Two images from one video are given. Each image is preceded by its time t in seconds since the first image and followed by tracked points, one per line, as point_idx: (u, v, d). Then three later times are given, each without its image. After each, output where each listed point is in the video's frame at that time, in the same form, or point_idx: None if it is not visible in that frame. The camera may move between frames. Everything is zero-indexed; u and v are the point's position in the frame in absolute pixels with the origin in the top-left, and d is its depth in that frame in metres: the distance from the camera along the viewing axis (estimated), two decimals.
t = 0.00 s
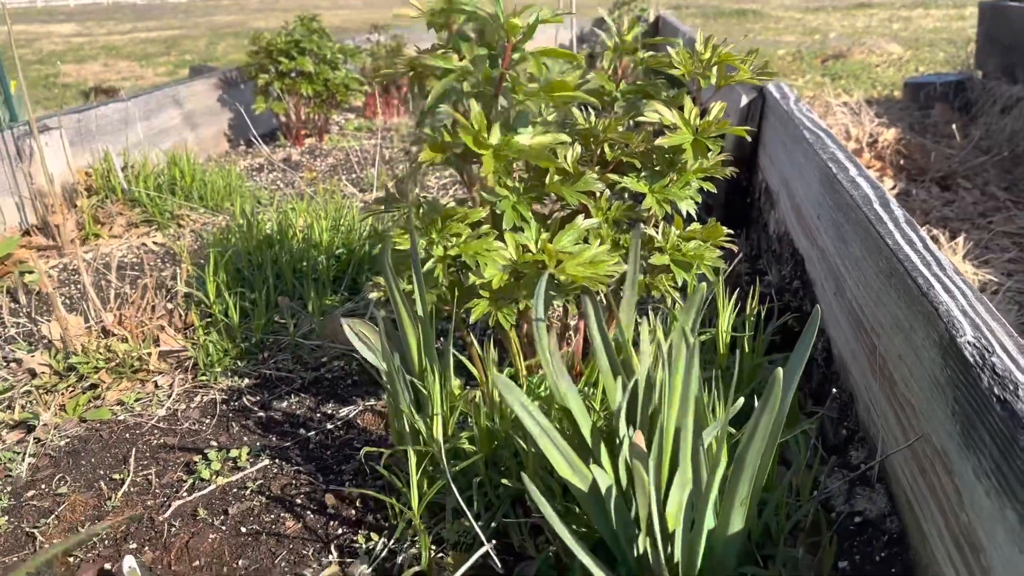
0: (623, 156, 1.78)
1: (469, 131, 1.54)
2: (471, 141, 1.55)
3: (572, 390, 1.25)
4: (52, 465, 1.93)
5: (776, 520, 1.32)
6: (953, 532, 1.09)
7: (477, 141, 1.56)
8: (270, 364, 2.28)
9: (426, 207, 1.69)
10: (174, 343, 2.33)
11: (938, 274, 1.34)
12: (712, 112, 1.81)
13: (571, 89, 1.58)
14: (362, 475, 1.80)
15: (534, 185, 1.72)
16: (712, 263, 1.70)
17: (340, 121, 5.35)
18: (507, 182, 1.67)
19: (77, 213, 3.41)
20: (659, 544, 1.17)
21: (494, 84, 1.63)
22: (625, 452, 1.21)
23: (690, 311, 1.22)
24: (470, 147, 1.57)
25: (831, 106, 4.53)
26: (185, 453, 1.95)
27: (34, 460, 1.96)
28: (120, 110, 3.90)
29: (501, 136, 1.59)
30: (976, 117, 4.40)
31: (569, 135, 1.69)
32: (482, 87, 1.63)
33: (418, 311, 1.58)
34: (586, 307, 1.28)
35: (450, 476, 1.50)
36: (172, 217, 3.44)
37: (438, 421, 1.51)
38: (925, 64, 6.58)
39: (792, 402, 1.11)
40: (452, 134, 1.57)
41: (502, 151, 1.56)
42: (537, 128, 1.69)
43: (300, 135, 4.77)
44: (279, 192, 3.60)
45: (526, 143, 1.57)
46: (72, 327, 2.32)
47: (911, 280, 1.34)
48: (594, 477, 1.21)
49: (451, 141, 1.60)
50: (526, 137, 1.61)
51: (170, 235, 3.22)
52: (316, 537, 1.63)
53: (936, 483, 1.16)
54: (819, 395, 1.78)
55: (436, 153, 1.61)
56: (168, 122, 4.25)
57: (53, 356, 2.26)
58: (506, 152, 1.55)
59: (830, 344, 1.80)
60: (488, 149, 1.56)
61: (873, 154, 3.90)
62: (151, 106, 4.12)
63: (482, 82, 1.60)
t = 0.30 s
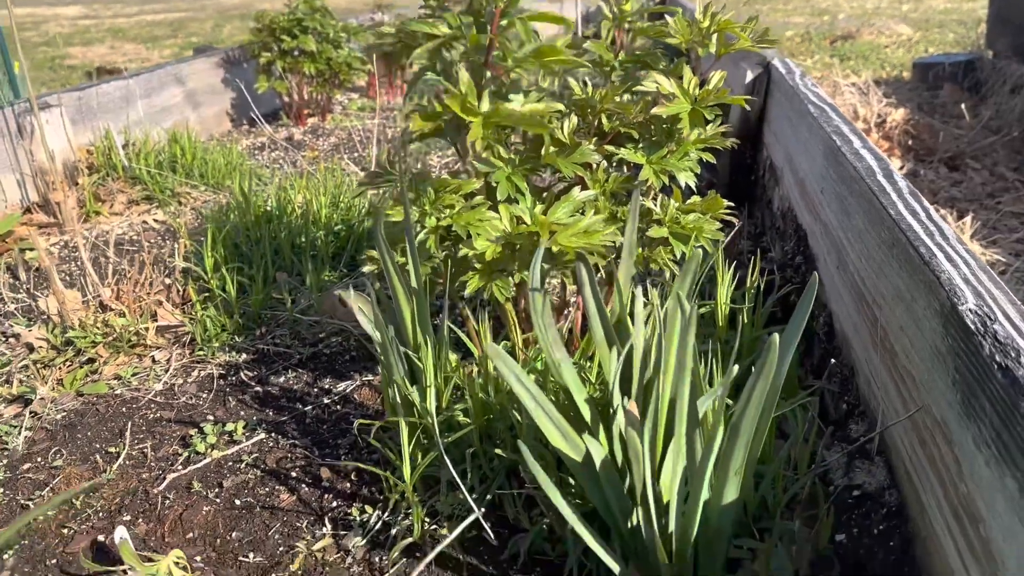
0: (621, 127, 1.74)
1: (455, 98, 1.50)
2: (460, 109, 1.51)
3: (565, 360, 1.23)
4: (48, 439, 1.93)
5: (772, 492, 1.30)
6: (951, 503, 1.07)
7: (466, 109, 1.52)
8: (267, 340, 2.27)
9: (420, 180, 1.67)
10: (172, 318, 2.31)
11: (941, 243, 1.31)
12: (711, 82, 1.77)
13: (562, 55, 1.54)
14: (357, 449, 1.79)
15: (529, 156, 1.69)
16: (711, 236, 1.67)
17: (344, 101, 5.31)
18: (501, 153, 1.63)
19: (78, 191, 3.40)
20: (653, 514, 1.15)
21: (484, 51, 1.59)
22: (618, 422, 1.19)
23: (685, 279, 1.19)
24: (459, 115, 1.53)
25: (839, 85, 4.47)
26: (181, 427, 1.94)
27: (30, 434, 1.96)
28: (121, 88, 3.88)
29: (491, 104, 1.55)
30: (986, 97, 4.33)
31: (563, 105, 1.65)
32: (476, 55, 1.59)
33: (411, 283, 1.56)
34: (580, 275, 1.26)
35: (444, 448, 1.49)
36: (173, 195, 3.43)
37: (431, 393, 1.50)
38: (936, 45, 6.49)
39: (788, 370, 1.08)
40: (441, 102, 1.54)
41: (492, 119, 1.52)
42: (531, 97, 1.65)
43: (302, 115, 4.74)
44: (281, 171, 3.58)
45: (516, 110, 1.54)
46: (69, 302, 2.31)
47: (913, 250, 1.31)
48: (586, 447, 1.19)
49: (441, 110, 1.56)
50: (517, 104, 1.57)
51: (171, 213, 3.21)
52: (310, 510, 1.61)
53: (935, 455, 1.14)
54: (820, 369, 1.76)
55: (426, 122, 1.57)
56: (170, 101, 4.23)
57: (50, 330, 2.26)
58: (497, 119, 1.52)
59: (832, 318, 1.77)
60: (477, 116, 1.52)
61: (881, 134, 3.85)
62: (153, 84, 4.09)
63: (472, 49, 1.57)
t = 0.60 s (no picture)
0: (637, 100, 1.73)
1: (474, 68, 1.49)
2: (478, 79, 1.50)
3: (577, 331, 1.22)
4: (64, 407, 1.95)
5: (784, 466, 1.30)
6: (966, 478, 1.06)
7: (484, 79, 1.50)
8: (281, 312, 2.28)
9: (435, 150, 1.65)
10: (185, 290, 2.32)
11: (960, 218, 1.29)
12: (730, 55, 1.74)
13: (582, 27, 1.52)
14: (370, 421, 1.80)
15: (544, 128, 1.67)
16: (726, 211, 1.66)
17: (358, 77, 5.29)
18: (516, 125, 1.62)
19: (93, 164, 3.41)
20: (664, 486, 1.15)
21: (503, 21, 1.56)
22: (630, 393, 1.19)
23: (700, 251, 1.18)
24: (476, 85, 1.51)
25: (858, 63, 4.41)
26: (195, 397, 1.96)
27: (46, 402, 1.98)
28: (135, 61, 3.88)
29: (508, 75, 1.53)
30: (1008, 77, 4.26)
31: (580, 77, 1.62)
32: (494, 25, 1.57)
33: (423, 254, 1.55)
34: (593, 246, 1.25)
35: (455, 420, 1.48)
36: (187, 169, 3.43)
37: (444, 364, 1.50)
38: (957, 23, 6.38)
39: (802, 342, 1.08)
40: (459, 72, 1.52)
41: (509, 90, 1.50)
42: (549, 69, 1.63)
43: (316, 90, 4.72)
44: (295, 146, 3.57)
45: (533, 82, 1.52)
46: (84, 273, 2.33)
47: (931, 224, 1.29)
48: (597, 418, 1.19)
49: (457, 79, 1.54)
50: (535, 76, 1.55)
51: (185, 186, 3.22)
52: (322, 480, 1.62)
53: (950, 429, 1.13)
54: (835, 347, 1.75)
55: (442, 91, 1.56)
56: (184, 75, 4.22)
57: (65, 301, 2.27)
58: (514, 90, 1.50)
59: (847, 295, 1.76)
60: (494, 87, 1.51)
61: (900, 113, 3.80)
62: (167, 58, 4.08)
63: (492, 19, 1.55)
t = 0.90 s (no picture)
0: (669, 71, 1.71)
1: (510, 41, 1.47)
2: (513, 53, 1.49)
3: (604, 299, 1.23)
4: (94, 369, 1.99)
5: (808, 436, 1.31)
6: (992, 449, 1.06)
7: (519, 52, 1.49)
8: (306, 280, 2.30)
9: (466, 119, 1.65)
10: (213, 257, 2.34)
11: (992, 191, 1.28)
12: (763, 26, 1.74)
13: None
14: (395, 386, 1.83)
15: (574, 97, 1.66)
16: (755, 184, 1.65)
17: (380, 49, 5.27)
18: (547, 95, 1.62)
19: (119, 132, 3.44)
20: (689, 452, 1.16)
21: None
22: (656, 360, 1.20)
23: (729, 219, 1.18)
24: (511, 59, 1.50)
25: (887, 40, 4.34)
26: (222, 362, 1.98)
27: (75, 364, 2.02)
28: (161, 30, 3.90)
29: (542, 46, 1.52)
30: None
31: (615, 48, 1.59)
32: None
33: (450, 223, 1.55)
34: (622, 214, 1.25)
35: (481, 385, 1.50)
36: (212, 137, 3.46)
37: (470, 331, 1.51)
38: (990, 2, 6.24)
39: (830, 311, 1.08)
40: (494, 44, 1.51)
41: (545, 63, 1.49)
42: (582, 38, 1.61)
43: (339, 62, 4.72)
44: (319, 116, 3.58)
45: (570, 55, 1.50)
46: (113, 238, 2.36)
47: (962, 198, 1.28)
48: (623, 384, 1.20)
49: (492, 54, 1.51)
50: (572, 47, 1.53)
51: (210, 155, 3.24)
52: (348, 442, 1.65)
53: (977, 401, 1.13)
54: (860, 321, 1.75)
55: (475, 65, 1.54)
56: (209, 45, 4.23)
57: (94, 265, 2.31)
58: (550, 64, 1.48)
59: (874, 270, 1.75)
60: (529, 61, 1.49)
61: (929, 91, 3.74)
62: (192, 27, 4.09)
63: None
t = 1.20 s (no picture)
0: None
1: None
2: None
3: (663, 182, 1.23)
4: (146, 279, 2.02)
5: (861, 328, 1.31)
6: None
7: None
8: (350, 204, 2.32)
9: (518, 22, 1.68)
10: (259, 180, 2.36)
11: None
12: None
13: None
14: (442, 296, 1.85)
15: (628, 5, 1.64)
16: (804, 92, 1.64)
17: (414, 4, 5.26)
18: None
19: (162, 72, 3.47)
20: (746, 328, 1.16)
21: None
22: (713, 241, 1.20)
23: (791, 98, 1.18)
24: None
25: None
26: (269, 275, 2.02)
27: (127, 275, 2.05)
28: None
29: None
30: None
31: None
32: None
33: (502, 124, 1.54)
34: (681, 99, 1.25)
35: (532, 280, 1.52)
36: (252, 79, 3.48)
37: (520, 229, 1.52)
38: None
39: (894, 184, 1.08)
40: None
41: None
42: None
43: (374, 14, 4.71)
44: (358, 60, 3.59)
45: None
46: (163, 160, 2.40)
47: None
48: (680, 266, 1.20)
49: None
50: None
51: (252, 94, 3.26)
52: (397, 343, 1.69)
53: None
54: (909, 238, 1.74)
55: None
56: None
57: (144, 185, 2.35)
58: None
59: (926, 186, 1.74)
60: None
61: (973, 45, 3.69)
62: None
63: None
